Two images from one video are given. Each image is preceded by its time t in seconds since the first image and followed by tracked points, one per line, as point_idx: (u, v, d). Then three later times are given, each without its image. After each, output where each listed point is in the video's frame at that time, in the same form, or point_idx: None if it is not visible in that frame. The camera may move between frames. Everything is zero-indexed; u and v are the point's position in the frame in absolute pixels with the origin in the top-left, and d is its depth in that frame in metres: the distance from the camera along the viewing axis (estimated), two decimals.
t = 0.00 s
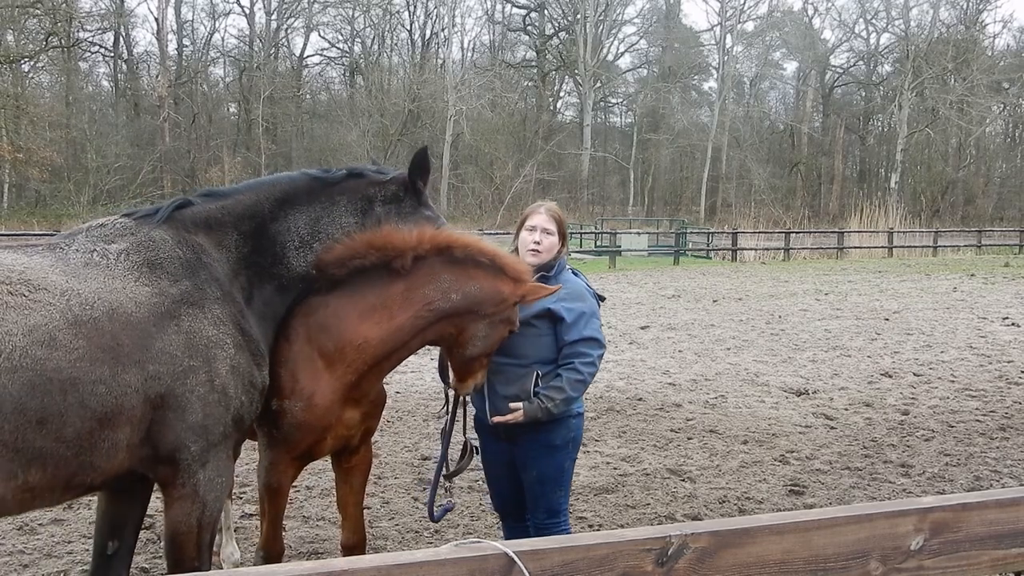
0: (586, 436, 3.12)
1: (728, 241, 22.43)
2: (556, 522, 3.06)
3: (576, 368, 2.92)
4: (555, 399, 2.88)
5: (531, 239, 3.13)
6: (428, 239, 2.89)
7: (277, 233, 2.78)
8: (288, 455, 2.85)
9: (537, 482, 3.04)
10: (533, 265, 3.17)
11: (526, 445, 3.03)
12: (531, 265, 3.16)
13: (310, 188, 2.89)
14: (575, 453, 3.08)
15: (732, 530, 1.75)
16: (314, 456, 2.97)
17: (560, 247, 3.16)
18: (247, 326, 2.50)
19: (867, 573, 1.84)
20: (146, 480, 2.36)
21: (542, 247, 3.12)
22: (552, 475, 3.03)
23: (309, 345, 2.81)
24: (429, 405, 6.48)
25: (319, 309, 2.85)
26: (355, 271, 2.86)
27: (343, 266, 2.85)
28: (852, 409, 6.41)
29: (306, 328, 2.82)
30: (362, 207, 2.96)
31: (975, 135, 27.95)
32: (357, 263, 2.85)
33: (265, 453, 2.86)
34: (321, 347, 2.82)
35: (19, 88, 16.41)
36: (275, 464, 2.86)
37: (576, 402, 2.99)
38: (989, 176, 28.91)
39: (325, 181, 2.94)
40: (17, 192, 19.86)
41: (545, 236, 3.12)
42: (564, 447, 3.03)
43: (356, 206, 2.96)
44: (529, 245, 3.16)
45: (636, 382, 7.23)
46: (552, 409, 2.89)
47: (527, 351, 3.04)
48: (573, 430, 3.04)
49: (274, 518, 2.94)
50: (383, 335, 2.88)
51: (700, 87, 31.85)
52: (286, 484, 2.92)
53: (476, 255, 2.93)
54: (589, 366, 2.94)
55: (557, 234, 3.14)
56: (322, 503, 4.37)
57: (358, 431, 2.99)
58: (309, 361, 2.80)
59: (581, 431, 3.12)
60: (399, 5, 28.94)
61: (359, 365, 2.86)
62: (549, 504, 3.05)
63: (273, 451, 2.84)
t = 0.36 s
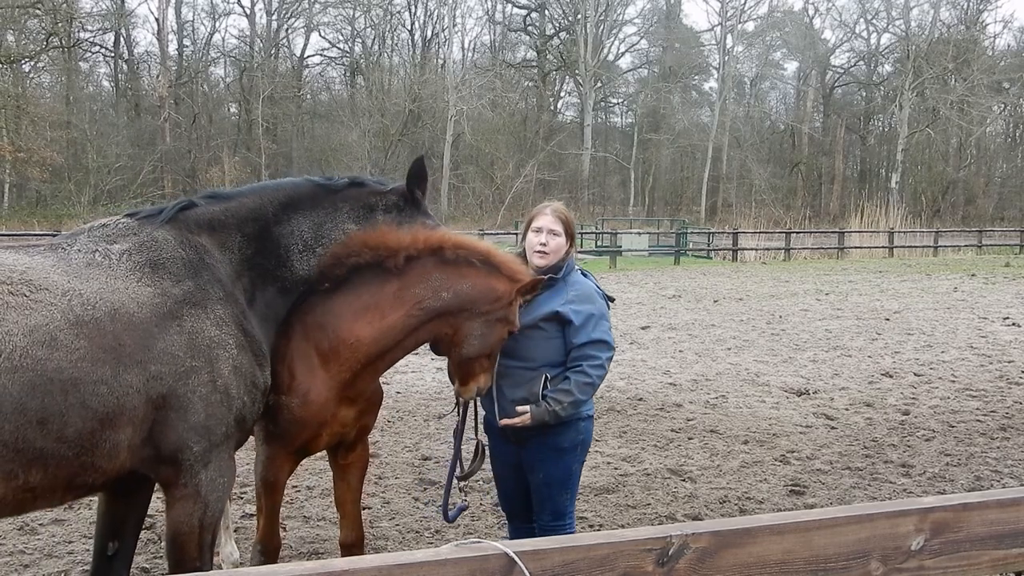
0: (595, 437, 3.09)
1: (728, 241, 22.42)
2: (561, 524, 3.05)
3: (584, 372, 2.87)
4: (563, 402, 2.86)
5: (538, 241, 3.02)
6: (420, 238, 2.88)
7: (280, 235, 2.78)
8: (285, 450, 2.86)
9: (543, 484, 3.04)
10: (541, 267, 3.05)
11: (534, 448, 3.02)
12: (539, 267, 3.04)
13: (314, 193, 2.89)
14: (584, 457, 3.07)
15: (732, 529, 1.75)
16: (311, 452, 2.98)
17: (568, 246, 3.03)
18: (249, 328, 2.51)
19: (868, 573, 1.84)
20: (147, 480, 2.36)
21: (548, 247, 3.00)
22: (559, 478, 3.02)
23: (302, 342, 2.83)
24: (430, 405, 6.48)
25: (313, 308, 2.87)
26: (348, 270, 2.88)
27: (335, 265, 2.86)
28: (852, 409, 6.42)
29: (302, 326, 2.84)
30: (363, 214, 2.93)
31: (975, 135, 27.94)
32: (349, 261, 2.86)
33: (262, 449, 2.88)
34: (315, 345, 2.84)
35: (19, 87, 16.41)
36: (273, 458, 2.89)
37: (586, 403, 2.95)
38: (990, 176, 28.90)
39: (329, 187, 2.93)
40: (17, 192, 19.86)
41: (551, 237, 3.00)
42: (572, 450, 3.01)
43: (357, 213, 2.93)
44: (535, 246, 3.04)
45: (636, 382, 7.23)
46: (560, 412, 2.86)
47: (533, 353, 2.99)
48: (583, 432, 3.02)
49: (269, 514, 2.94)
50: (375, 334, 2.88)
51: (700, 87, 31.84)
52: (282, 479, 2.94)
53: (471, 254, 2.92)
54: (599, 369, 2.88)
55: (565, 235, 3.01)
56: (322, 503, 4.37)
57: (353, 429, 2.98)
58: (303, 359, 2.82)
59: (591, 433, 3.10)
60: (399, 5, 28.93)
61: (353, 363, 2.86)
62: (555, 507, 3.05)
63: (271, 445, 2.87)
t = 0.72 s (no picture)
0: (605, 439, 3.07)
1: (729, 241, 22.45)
2: (569, 527, 3.06)
3: (593, 374, 2.80)
4: (570, 404, 2.79)
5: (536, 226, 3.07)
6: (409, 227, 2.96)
7: (279, 235, 2.80)
8: (291, 446, 2.90)
9: (551, 487, 3.04)
10: (550, 271, 2.96)
11: (543, 449, 3.01)
12: (547, 271, 2.95)
13: (312, 196, 2.92)
14: (592, 461, 3.06)
15: (732, 530, 1.75)
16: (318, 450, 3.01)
17: (578, 249, 2.95)
18: (249, 327, 2.51)
19: (867, 573, 1.84)
20: (147, 480, 2.36)
21: (558, 251, 2.92)
22: (567, 482, 3.02)
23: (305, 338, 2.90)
24: (430, 405, 6.48)
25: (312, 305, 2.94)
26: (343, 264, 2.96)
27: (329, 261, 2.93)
28: (852, 409, 6.42)
29: (304, 324, 2.92)
30: (360, 211, 3.00)
31: (975, 135, 27.96)
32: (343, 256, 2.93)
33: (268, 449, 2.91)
34: (317, 341, 2.90)
35: (19, 88, 16.42)
36: (277, 455, 2.91)
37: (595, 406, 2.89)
38: (990, 176, 28.91)
39: (324, 189, 2.98)
40: (17, 193, 19.87)
41: (561, 240, 2.92)
42: (581, 455, 3.01)
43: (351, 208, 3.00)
44: (544, 252, 2.95)
45: (637, 382, 7.24)
46: (566, 415, 2.79)
47: (541, 356, 2.94)
48: (593, 438, 3.02)
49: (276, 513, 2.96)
50: (375, 325, 2.93)
51: (700, 88, 31.85)
52: (287, 476, 2.96)
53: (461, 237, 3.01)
54: (608, 371, 2.81)
55: (575, 237, 2.94)
56: (322, 503, 4.37)
57: (359, 425, 3.00)
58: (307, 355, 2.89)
59: (601, 438, 3.08)
60: (399, 5, 28.95)
61: (355, 357, 2.91)
62: (562, 510, 3.05)
63: (275, 443, 2.90)
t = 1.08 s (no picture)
0: (613, 444, 3.11)
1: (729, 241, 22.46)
2: (572, 529, 3.10)
3: (603, 376, 2.89)
4: (577, 404, 2.87)
5: (557, 244, 3.04)
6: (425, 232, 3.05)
7: (275, 231, 2.77)
8: (296, 446, 2.99)
9: (558, 489, 3.09)
10: (561, 273, 3.06)
11: (550, 453, 3.06)
12: (558, 273, 3.05)
13: (304, 186, 2.88)
14: (600, 467, 3.10)
15: (732, 529, 1.75)
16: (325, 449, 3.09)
17: (592, 252, 3.05)
18: (247, 328, 2.50)
19: (867, 573, 1.84)
20: (146, 480, 2.36)
21: (571, 254, 3.02)
22: (575, 485, 3.05)
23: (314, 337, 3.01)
24: (430, 405, 6.48)
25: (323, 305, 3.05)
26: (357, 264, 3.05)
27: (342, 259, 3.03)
28: (853, 409, 6.41)
29: (314, 324, 3.02)
30: (357, 200, 2.98)
31: (976, 135, 27.98)
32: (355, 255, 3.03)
33: (275, 447, 3.00)
34: (326, 341, 3.01)
35: (19, 88, 16.40)
36: (282, 454, 3.01)
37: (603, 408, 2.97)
38: (990, 176, 28.92)
39: (316, 177, 2.93)
40: (17, 193, 19.87)
41: (572, 243, 3.01)
42: (590, 460, 3.05)
43: (353, 201, 2.97)
44: (556, 254, 3.05)
45: (636, 382, 7.24)
46: (574, 413, 2.87)
47: (556, 359, 3.04)
48: (602, 443, 3.06)
49: (277, 514, 2.99)
50: (383, 327, 3.00)
51: (699, 88, 31.82)
52: (292, 477, 3.04)
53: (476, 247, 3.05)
54: (618, 375, 2.90)
55: (587, 240, 3.03)
56: (322, 503, 4.37)
57: (365, 426, 3.08)
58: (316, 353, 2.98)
59: (610, 444, 3.13)
60: (399, 5, 28.95)
61: (362, 358, 2.99)
62: (567, 514, 3.09)
63: (281, 442, 2.99)
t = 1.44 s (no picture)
0: (621, 445, 3.12)
1: (728, 241, 22.48)
2: (577, 529, 3.15)
3: (612, 380, 2.92)
4: (588, 408, 2.89)
5: (572, 252, 3.03)
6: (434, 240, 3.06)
7: (257, 220, 2.79)
8: (296, 446, 3.00)
9: (564, 489, 3.12)
10: (571, 274, 3.08)
11: (558, 454, 3.09)
12: (569, 273, 3.07)
13: (274, 168, 2.89)
14: (607, 468, 3.12)
15: (733, 529, 1.75)
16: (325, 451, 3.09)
17: (602, 253, 3.05)
18: (243, 325, 2.51)
19: (867, 573, 1.84)
20: (144, 480, 2.36)
21: (578, 254, 3.02)
22: (580, 486, 3.09)
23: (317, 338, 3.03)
24: (430, 405, 6.49)
25: (328, 306, 3.07)
26: (365, 268, 3.08)
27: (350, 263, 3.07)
28: (852, 409, 6.42)
29: (317, 325, 3.05)
30: (326, 171, 3.05)
31: (975, 135, 27.99)
32: (363, 259, 3.06)
33: (275, 446, 3.01)
34: (329, 344, 3.02)
35: (19, 88, 16.39)
36: (283, 455, 3.01)
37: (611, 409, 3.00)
38: (990, 176, 28.93)
39: (282, 155, 2.93)
40: (17, 193, 19.88)
41: (578, 243, 3.01)
42: (596, 460, 3.07)
43: (320, 171, 3.03)
44: (564, 253, 3.07)
45: (636, 382, 7.24)
46: (583, 417, 2.89)
47: (565, 358, 3.09)
48: (608, 443, 3.07)
49: (274, 514, 2.98)
50: (386, 332, 3.00)
51: (700, 88, 31.77)
52: (293, 479, 3.04)
53: (486, 259, 3.03)
54: (627, 378, 2.93)
55: (596, 241, 3.02)
56: (323, 503, 4.37)
57: (364, 428, 3.08)
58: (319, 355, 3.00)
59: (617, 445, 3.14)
60: (399, 5, 28.94)
61: (364, 362, 3.00)
62: (572, 514, 3.13)
63: (281, 443, 3.00)
